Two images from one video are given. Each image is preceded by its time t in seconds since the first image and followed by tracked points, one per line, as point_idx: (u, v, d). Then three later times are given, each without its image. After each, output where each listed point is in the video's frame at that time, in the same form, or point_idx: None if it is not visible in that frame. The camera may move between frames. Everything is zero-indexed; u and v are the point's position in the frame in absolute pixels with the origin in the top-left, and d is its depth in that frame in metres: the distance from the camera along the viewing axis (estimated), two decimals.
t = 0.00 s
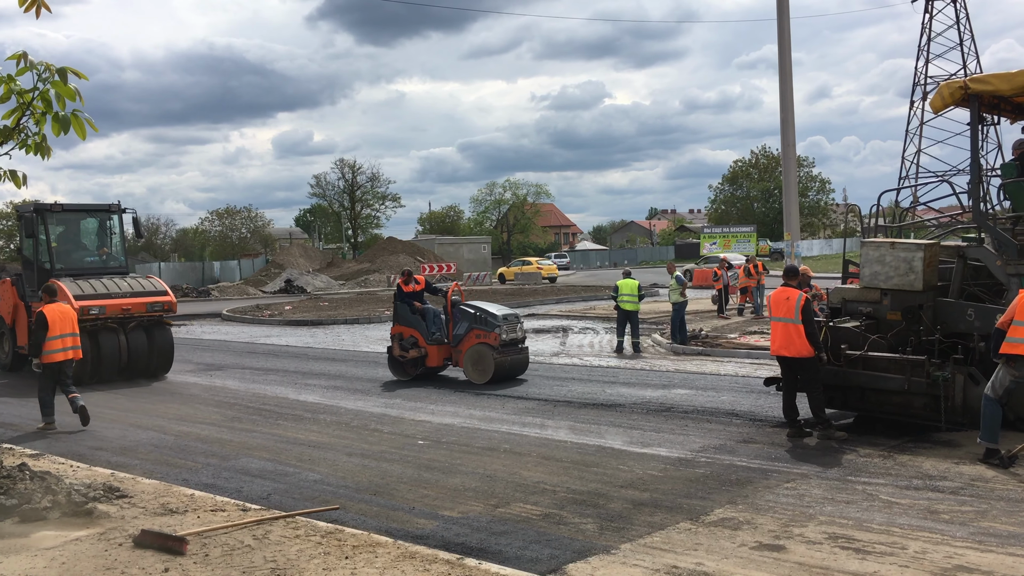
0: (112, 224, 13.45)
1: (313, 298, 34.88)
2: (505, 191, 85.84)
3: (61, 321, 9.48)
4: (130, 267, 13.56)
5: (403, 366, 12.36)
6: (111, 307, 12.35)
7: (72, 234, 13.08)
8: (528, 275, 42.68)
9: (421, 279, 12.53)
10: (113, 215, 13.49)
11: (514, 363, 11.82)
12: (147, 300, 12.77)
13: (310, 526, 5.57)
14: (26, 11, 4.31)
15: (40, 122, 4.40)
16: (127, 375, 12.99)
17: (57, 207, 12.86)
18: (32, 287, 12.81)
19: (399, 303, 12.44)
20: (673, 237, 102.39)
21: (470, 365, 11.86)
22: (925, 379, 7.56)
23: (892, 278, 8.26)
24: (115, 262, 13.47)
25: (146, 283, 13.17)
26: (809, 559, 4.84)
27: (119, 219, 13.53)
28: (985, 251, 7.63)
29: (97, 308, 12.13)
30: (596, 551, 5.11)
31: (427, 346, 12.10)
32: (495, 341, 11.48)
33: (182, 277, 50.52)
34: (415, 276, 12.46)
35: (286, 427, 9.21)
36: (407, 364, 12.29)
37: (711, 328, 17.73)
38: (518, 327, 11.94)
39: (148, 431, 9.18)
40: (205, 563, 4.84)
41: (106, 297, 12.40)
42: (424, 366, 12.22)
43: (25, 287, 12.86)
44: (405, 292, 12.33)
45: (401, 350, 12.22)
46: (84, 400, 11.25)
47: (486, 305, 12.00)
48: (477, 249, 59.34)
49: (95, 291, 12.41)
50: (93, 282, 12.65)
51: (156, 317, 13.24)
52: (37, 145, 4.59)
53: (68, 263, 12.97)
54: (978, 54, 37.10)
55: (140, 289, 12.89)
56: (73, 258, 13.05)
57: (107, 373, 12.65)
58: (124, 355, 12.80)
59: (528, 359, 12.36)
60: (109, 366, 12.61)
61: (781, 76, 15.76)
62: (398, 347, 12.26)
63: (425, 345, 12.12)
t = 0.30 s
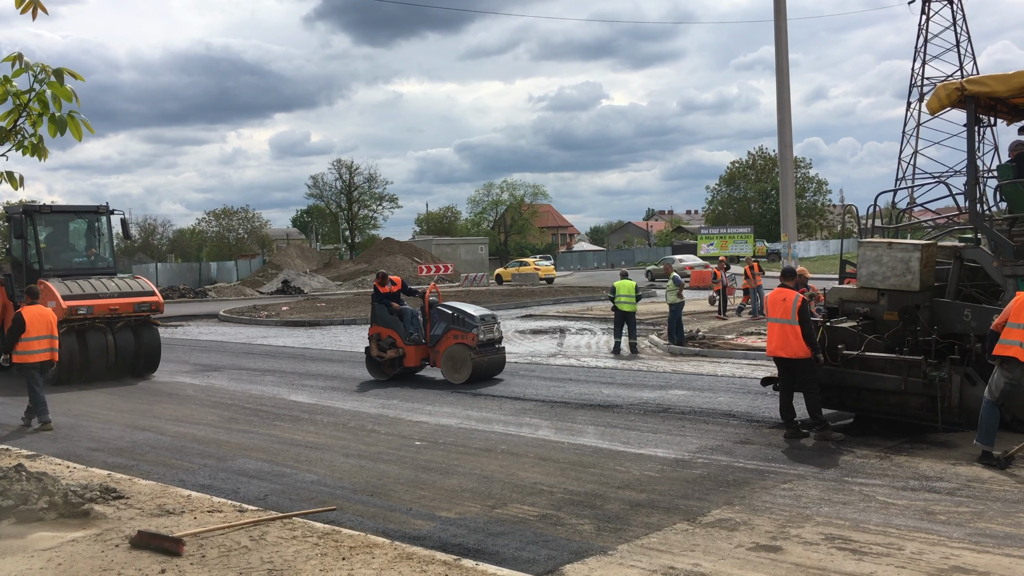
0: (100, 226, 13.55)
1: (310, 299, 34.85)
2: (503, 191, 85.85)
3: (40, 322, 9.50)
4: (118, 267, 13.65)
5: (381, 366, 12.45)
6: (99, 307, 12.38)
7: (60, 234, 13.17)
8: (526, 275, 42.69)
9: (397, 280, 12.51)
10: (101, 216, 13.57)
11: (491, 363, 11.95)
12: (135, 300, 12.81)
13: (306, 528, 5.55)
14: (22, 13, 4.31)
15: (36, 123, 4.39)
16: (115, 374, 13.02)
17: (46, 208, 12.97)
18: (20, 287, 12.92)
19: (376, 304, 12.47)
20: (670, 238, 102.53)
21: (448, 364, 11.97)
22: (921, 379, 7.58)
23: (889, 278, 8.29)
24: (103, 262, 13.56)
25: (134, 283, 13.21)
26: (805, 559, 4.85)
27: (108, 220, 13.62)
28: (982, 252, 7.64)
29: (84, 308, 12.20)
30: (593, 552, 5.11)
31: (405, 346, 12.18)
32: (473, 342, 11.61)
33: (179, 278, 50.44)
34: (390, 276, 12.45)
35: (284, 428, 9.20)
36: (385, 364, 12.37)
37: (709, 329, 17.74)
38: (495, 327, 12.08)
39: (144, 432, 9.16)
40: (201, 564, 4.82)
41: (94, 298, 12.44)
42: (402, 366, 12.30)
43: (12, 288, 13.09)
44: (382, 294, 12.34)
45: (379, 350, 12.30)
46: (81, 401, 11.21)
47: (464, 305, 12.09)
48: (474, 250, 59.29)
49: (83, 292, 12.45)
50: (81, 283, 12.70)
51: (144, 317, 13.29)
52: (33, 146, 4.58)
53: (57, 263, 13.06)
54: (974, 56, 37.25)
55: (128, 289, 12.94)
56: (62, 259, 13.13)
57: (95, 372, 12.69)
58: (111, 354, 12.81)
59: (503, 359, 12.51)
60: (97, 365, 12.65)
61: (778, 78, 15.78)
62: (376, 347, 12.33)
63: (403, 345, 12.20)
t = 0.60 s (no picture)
0: (88, 227, 13.61)
1: (307, 300, 34.81)
2: (500, 192, 85.84)
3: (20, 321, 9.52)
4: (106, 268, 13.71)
5: (359, 366, 12.45)
6: (86, 308, 12.42)
7: (49, 236, 13.22)
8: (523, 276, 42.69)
9: (375, 281, 12.66)
10: (89, 218, 13.63)
11: (469, 363, 12.07)
12: (122, 301, 12.84)
13: (303, 528, 5.55)
14: (20, 14, 4.30)
15: (34, 123, 4.39)
16: (102, 374, 13.02)
17: (35, 210, 13.01)
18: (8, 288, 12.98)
19: (354, 305, 12.53)
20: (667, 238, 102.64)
21: (426, 365, 12.02)
22: (918, 379, 7.60)
23: (886, 278, 8.30)
24: (91, 263, 13.61)
25: (121, 284, 13.23)
26: (802, 560, 4.85)
27: (95, 221, 13.67)
28: (979, 252, 7.65)
29: (72, 309, 12.24)
30: (591, 553, 5.10)
31: (383, 346, 12.25)
32: (452, 341, 11.67)
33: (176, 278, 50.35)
34: (369, 278, 12.55)
35: (280, 429, 9.19)
36: (363, 364, 12.38)
37: (706, 330, 17.76)
38: (473, 328, 12.16)
39: (140, 433, 9.15)
40: (198, 565, 4.81)
41: (81, 298, 12.48)
42: (380, 366, 12.34)
43: None
44: (360, 295, 12.44)
45: (357, 350, 12.33)
46: (79, 402, 11.19)
47: (442, 306, 12.14)
48: (471, 250, 59.23)
49: (71, 292, 12.48)
50: (69, 283, 12.72)
51: (131, 317, 13.30)
52: (30, 146, 4.57)
53: (45, 265, 13.11)
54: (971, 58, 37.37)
55: (116, 290, 12.97)
56: (49, 260, 13.18)
57: (82, 372, 12.69)
58: (98, 353, 12.81)
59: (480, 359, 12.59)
60: (84, 365, 12.66)
61: (774, 79, 15.81)
62: (355, 348, 12.35)
63: (381, 345, 12.26)
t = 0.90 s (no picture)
0: (77, 228, 13.60)
1: (304, 300, 34.76)
2: (497, 193, 85.83)
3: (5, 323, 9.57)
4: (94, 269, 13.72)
5: (338, 366, 12.50)
6: (75, 308, 12.43)
7: (37, 237, 13.21)
8: (521, 276, 42.70)
9: (355, 282, 12.64)
10: (77, 219, 13.61)
11: (448, 362, 12.10)
12: (111, 301, 12.84)
13: (301, 529, 5.54)
14: (16, 15, 4.29)
15: (33, 121, 4.38)
16: (90, 374, 13.01)
17: (24, 211, 13.00)
18: None
19: (333, 305, 12.54)
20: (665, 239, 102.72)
21: (406, 365, 12.03)
22: (915, 378, 7.61)
23: (884, 278, 8.32)
24: (79, 264, 13.61)
25: (110, 284, 13.22)
26: (799, 560, 4.86)
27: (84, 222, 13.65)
28: (976, 252, 7.66)
29: (60, 309, 12.25)
30: (588, 553, 5.10)
31: (362, 347, 12.28)
32: (430, 341, 11.68)
33: (172, 279, 50.27)
34: (348, 279, 12.55)
35: (277, 429, 9.18)
36: (342, 364, 12.42)
37: (703, 331, 17.77)
38: (452, 328, 12.17)
39: (137, 433, 9.13)
40: (196, 566, 4.81)
41: (69, 299, 12.48)
42: (359, 366, 12.37)
43: None
44: (339, 295, 12.44)
45: (336, 350, 12.37)
46: (76, 403, 11.17)
47: (420, 306, 12.14)
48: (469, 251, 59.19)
49: (59, 292, 12.49)
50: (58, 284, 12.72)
51: (120, 317, 13.30)
52: (28, 144, 4.56)
53: (33, 265, 13.12)
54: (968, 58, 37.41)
55: (104, 290, 12.97)
56: (38, 261, 13.18)
57: (71, 372, 12.69)
58: (87, 353, 12.80)
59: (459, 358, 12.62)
60: (73, 365, 12.65)
61: (772, 80, 15.83)
62: (333, 348, 12.41)
63: (360, 346, 12.29)
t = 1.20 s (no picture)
0: (66, 228, 13.58)
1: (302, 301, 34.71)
2: (496, 193, 85.83)
3: None
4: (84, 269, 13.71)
5: (317, 366, 12.54)
6: (64, 308, 12.43)
7: (27, 237, 13.19)
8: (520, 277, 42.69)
9: (333, 283, 12.53)
10: (66, 219, 13.59)
11: (427, 362, 12.14)
12: (100, 300, 12.83)
13: (298, 529, 5.54)
14: (12, 16, 4.28)
15: (30, 120, 4.37)
16: (79, 373, 13.02)
17: (13, 212, 12.97)
18: None
19: (312, 305, 12.52)
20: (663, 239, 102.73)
21: (386, 364, 12.06)
22: (913, 377, 7.61)
23: (881, 276, 8.32)
24: (68, 264, 13.60)
25: (98, 283, 13.21)
26: (797, 559, 4.86)
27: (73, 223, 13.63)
28: (973, 252, 7.67)
29: (50, 309, 12.24)
30: (586, 552, 5.11)
31: (341, 347, 12.29)
32: (410, 341, 11.71)
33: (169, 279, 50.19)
34: (326, 278, 12.45)
35: (275, 429, 9.17)
36: (321, 364, 12.46)
37: (702, 330, 17.77)
38: (431, 327, 12.20)
39: (134, 433, 9.11)
40: (193, 566, 4.80)
41: (58, 299, 12.47)
42: (338, 366, 12.39)
43: None
44: (318, 295, 12.40)
45: (315, 350, 12.41)
46: (73, 403, 11.15)
47: (400, 306, 12.15)
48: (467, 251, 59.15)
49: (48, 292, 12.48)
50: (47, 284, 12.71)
51: (108, 317, 13.30)
52: (25, 144, 4.56)
53: (23, 266, 13.11)
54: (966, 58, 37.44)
55: (92, 290, 12.95)
56: (27, 261, 13.16)
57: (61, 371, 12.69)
58: (76, 352, 12.80)
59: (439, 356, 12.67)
60: (62, 364, 12.65)
61: (769, 80, 15.85)
62: (313, 348, 12.44)
63: (339, 345, 12.31)
